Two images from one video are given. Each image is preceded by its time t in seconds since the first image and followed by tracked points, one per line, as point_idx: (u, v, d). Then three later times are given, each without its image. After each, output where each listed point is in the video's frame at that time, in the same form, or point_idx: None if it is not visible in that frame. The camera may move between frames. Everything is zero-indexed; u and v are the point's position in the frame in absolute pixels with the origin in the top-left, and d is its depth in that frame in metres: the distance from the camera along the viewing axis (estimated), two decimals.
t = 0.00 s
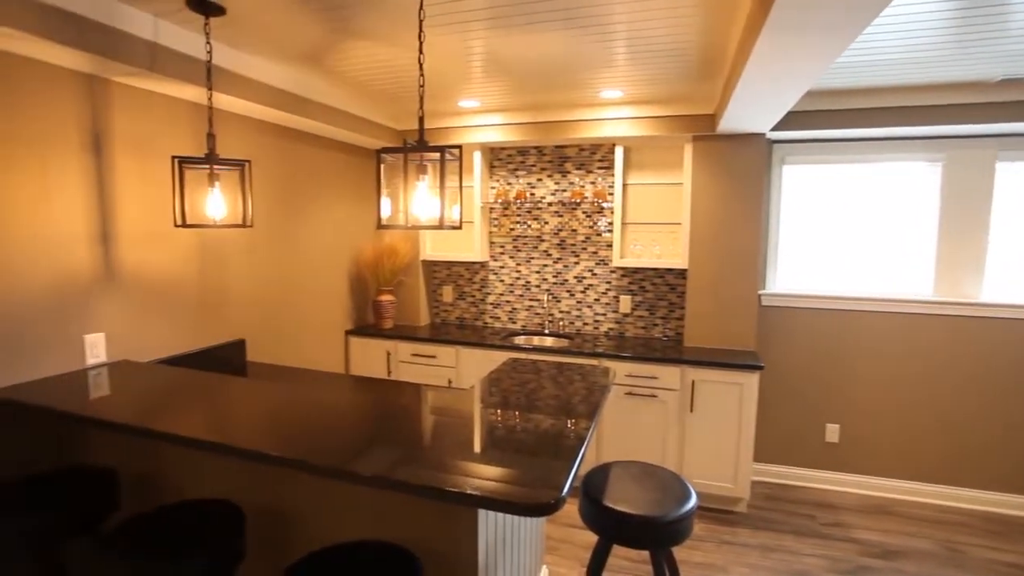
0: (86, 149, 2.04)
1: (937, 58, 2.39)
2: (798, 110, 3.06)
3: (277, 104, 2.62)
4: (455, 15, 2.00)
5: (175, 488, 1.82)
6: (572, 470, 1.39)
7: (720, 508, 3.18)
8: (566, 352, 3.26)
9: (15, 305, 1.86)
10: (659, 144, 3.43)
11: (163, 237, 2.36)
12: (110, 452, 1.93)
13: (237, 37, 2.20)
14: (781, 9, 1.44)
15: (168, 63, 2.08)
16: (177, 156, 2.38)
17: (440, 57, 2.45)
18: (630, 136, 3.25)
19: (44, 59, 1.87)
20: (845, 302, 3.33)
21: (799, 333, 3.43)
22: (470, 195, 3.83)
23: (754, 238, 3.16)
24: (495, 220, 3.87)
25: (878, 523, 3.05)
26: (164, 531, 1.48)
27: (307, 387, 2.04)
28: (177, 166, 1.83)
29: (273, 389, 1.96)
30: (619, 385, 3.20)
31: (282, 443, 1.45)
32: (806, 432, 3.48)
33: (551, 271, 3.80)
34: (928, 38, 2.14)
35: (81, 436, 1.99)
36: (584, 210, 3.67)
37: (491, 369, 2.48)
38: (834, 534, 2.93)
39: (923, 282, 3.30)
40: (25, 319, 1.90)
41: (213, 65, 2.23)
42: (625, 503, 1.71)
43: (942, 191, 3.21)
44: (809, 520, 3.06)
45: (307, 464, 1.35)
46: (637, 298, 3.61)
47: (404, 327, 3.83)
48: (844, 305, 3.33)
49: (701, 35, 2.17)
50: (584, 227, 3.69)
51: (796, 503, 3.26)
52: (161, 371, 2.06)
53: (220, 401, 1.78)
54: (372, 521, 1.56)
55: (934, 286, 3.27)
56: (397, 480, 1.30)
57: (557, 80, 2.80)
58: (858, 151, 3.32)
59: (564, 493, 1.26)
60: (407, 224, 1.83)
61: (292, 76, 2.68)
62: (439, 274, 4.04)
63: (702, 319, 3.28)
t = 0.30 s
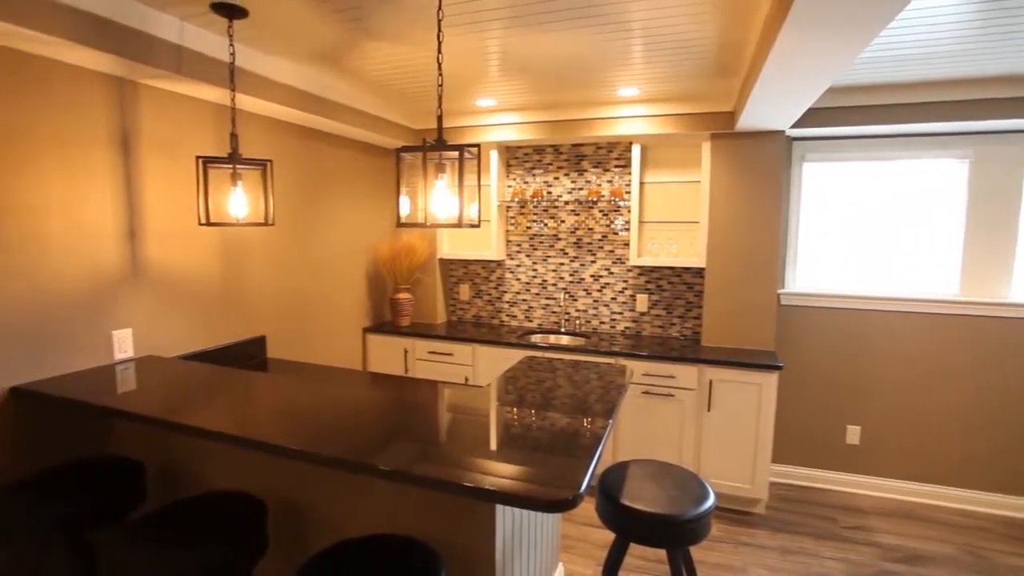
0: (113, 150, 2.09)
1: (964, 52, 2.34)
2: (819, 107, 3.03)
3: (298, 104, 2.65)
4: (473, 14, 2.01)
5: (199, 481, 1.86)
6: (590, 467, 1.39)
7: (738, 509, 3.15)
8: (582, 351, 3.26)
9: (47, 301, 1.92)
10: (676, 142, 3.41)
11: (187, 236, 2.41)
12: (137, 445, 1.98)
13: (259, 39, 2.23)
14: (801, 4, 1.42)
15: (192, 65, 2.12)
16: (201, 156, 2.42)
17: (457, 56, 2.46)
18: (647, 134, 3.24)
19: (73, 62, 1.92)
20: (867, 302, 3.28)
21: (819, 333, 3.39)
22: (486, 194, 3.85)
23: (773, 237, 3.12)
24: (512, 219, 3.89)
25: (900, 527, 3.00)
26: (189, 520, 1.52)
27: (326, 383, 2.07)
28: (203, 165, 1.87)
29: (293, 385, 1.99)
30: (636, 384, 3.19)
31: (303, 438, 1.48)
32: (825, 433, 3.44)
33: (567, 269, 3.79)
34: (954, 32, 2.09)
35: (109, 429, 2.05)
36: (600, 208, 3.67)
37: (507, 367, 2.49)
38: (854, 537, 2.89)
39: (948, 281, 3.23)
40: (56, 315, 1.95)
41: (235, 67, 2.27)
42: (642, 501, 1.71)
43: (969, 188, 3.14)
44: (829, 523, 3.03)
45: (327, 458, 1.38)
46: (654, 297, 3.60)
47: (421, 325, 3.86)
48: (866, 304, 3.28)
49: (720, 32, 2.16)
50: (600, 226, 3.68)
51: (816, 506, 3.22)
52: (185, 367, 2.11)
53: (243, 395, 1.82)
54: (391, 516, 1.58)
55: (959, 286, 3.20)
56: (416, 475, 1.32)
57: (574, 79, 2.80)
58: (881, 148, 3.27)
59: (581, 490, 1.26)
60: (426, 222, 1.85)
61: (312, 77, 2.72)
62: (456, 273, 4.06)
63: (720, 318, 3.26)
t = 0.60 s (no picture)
0: (144, 150, 2.14)
1: (998, 46, 2.27)
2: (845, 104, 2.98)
3: (321, 104, 2.69)
4: (495, 13, 2.02)
5: (225, 473, 1.91)
6: (610, 466, 1.39)
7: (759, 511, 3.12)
8: (601, 350, 3.25)
9: (80, 298, 1.98)
10: (697, 139, 3.39)
11: (213, 234, 2.46)
12: (166, 437, 2.03)
13: (283, 40, 2.27)
14: None
15: (219, 67, 2.17)
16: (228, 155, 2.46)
17: (478, 55, 2.47)
18: (668, 132, 3.22)
19: (106, 65, 1.97)
20: (894, 302, 3.21)
21: (843, 333, 3.33)
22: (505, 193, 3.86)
23: (796, 236, 3.08)
24: (531, 217, 3.89)
25: (927, 532, 2.94)
26: (216, 512, 1.56)
27: (348, 379, 2.10)
28: (230, 165, 1.91)
29: (316, 380, 2.03)
30: (655, 384, 3.18)
31: (327, 432, 1.50)
32: (849, 435, 3.39)
33: (586, 268, 3.79)
34: (987, 25, 2.04)
35: (139, 422, 2.11)
36: (620, 207, 3.65)
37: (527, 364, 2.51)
38: (879, 542, 2.84)
39: (979, 281, 3.15)
40: (89, 311, 2.01)
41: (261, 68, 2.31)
42: (662, 501, 1.70)
43: (1001, 186, 3.06)
44: (853, 527, 2.98)
45: (350, 452, 1.40)
46: (674, 296, 3.57)
47: (440, 322, 3.88)
48: (892, 304, 3.21)
49: (743, 28, 2.13)
50: (620, 224, 3.67)
51: (839, 509, 3.17)
52: (212, 362, 2.16)
53: (268, 390, 1.86)
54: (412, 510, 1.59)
55: (990, 286, 3.12)
56: (437, 470, 1.33)
57: (595, 77, 2.79)
58: (908, 145, 3.20)
59: (603, 489, 1.26)
60: (447, 220, 1.86)
61: (335, 77, 2.75)
62: (476, 271, 4.08)
63: (740, 318, 3.23)
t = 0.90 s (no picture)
0: (171, 149, 2.19)
1: None
2: (870, 99, 2.93)
3: (342, 104, 2.72)
4: (515, 11, 2.02)
5: (249, 466, 1.94)
6: (630, 465, 1.39)
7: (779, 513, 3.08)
8: (619, 349, 3.24)
9: (111, 294, 2.03)
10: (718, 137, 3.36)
11: (237, 232, 2.50)
12: (191, 431, 2.08)
13: (306, 40, 2.30)
14: None
15: (244, 68, 2.20)
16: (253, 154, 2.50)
17: (498, 53, 2.47)
18: (688, 129, 3.19)
19: (134, 66, 2.01)
20: (920, 302, 3.15)
21: (867, 334, 3.28)
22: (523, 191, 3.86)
23: (819, 234, 3.03)
24: (549, 216, 3.89)
25: (953, 538, 2.88)
26: (239, 504, 1.59)
27: (368, 375, 2.12)
28: (253, 164, 1.95)
29: (337, 376, 2.05)
30: (674, 383, 3.16)
31: (348, 427, 1.52)
32: (872, 437, 3.33)
33: (604, 267, 3.78)
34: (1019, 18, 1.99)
35: (165, 415, 2.16)
36: (639, 205, 3.63)
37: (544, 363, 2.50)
38: (903, 547, 2.79)
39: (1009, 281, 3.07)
40: (118, 306, 2.06)
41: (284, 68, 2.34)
42: (681, 500, 1.70)
43: None
44: (876, 531, 2.93)
45: (372, 447, 1.41)
46: (693, 295, 3.54)
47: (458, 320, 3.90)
48: (918, 305, 3.15)
49: (765, 25, 2.11)
50: (638, 222, 3.65)
51: (861, 513, 3.12)
52: (235, 357, 2.19)
53: (290, 385, 1.88)
54: (431, 505, 1.61)
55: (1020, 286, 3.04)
56: (457, 466, 1.34)
57: (614, 74, 2.77)
58: (935, 142, 3.13)
59: (623, 487, 1.26)
60: (468, 218, 1.87)
61: (356, 76, 2.78)
62: (493, 269, 4.09)
63: (760, 318, 3.19)
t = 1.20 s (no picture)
0: (191, 148, 2.22)
1: None
2: (892, 95, 2.88)
3: (359, 103, 2.74)
4: (531, 9, 2.01)
5: (267, 461, 1.97)
6: (647, 465, 1.38)
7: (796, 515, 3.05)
8: (634, 347, 3.23)
9: (134, 290, 2.07)
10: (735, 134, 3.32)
11: (256, 230, 2.53)
12: (211, 426, 2.11)
13: (323, 40, 2.32)
14: None
15: (263, 67, 2.22)
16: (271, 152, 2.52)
17: (515, 51, 2.47)
18: (705, 126, 3.17)
19: (156, 66, 2.04)
20: (940, 302, 3.09)
21: (887, 334, 3.23)
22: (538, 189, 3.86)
23: (838, 233, 2.99)
24: (564, 214, 3.88)
25: (975, 544, 2.82)
26: (257, 498, 1.61)
27: (384, 372, 2.14)
28: (272, 162, 1.97)
29: (353, 373, 2.07)
30: (689, 382, 3.14)
31: (365, 423, 1.53)
32: (891, 439, 3.28)
33: (619, 265, 3.76)
34: None
35: (186, 410, 2.19)
36: (654, 203, 3.61)
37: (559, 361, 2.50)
38: (923, 551, 2.75)
39: None
40: (140, 303, 2.09)
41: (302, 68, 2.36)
42: (697, 500, 1.69)
43: None
44: (895, 535, 2.89)
45: (389, 443, 1.42)
46: (709, 294, 3.52)
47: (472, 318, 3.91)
48: (941, 304, 3.09)
49: (785, 20, 2.09)
50: (654, 221, 3.63)
51: (880, 516, 3.08)
52: (253, 354, 2.22)
53: (307, 382, 1.90)
54: (447, 502, 1.62)
55: None
56: (473, 463, 1.34)
57: (630, 71, 2.76)
58: (960, 139, 3.07)
59: (640, 487, 1.25)
60: (484, 216, 1.88)
61: (373, 75, 2.80)
62: (508, 267, 4.09)
63: (777, 317, 3.16)
